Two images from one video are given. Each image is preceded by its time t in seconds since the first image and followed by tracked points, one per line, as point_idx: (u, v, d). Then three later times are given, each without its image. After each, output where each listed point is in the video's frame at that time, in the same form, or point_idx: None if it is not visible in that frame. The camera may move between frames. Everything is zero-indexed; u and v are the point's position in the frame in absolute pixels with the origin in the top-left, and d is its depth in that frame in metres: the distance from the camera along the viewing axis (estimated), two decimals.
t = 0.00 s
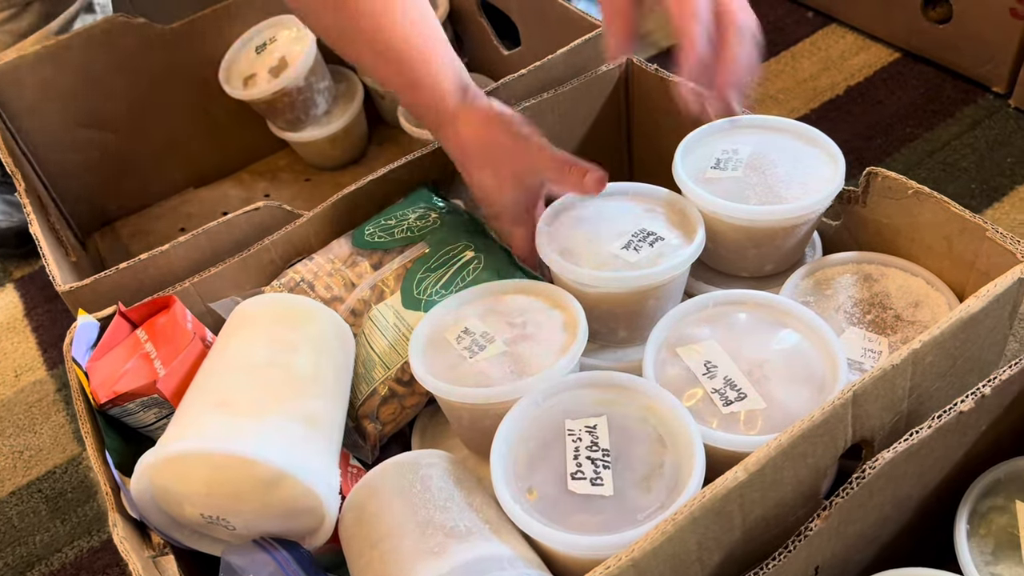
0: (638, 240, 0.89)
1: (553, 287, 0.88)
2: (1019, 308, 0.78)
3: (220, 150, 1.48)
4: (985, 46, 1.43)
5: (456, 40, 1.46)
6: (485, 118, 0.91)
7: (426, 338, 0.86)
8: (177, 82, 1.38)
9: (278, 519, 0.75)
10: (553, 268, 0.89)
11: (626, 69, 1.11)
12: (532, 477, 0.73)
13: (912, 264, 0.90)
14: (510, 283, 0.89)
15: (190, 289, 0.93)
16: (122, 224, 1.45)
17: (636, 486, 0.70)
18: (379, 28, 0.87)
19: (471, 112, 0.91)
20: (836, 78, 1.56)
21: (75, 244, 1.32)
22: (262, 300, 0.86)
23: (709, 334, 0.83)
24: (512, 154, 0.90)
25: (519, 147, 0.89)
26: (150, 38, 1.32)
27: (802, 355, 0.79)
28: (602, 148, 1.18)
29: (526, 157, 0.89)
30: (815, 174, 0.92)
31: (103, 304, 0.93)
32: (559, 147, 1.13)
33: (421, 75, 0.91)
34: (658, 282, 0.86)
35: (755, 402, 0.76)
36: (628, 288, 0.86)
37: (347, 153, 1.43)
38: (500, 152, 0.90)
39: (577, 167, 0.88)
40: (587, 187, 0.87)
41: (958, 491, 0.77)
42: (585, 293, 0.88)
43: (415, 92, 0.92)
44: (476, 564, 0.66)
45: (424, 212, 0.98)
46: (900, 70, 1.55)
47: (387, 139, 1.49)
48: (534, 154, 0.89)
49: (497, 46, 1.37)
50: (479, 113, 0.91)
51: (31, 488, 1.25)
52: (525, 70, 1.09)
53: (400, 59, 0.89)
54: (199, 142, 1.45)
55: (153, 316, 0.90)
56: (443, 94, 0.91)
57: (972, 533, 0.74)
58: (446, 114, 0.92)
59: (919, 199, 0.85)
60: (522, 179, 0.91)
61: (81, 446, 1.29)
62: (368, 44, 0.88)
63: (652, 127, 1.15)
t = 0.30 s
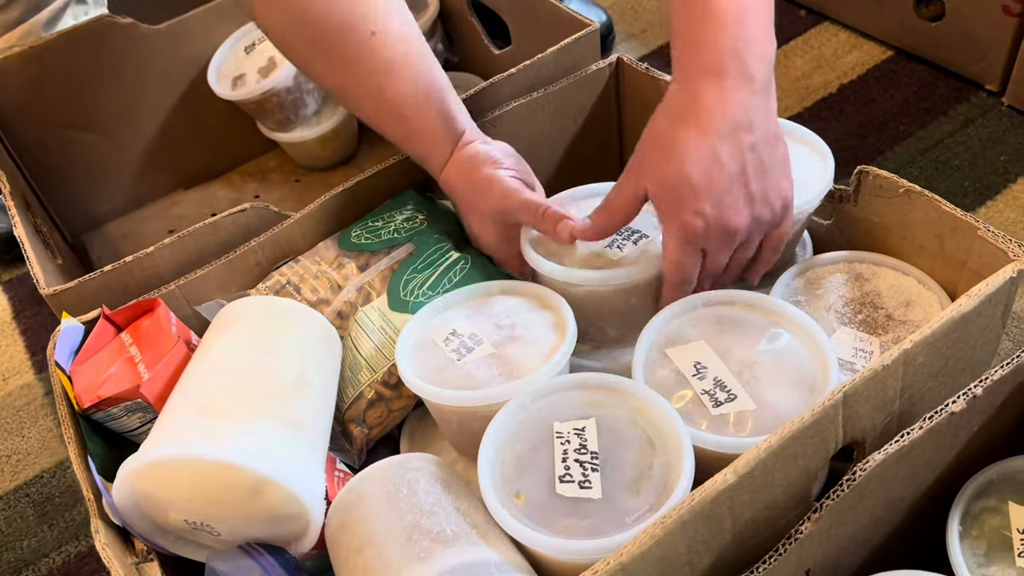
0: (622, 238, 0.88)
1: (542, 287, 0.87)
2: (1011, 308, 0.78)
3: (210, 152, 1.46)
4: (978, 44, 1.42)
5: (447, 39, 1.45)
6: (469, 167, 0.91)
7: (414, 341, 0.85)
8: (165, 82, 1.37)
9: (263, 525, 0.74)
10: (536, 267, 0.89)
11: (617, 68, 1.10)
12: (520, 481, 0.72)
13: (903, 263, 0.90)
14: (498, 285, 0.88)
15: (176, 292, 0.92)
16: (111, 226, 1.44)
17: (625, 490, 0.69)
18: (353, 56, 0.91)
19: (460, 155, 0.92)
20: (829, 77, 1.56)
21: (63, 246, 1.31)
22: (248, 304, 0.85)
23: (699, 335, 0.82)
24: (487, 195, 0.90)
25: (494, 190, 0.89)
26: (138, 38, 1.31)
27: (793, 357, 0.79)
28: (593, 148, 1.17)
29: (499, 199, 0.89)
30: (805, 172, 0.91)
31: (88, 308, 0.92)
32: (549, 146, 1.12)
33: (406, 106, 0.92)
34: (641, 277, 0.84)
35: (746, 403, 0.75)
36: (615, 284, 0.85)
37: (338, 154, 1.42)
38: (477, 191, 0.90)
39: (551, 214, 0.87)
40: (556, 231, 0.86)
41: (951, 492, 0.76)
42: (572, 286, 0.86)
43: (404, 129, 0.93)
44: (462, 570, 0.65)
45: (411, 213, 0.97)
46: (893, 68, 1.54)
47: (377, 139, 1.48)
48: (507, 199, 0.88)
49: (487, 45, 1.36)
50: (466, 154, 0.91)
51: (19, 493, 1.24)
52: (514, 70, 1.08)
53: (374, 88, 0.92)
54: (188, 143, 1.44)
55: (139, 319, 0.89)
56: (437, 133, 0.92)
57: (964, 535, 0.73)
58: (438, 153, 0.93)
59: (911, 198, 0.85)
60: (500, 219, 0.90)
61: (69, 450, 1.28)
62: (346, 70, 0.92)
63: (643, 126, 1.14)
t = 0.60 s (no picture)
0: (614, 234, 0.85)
1: (531, 289, 0.85)
2: (1006, 308, 0.77)
3: (198, 153, 1.45)
4: (971, 41, 1.41)
5: (436, 37, 1.44)
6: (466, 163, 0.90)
7: (402, 345, 0.83)
8: (152, 82, 1.35)
9: (246, 533, 0.73)
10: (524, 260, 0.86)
11: (607, 66, 1.09)
12: (508, 488, 0.70)
13: (898, 263, 0.89)
14: (486, 287, 0.87)
15: (160, 295, 0.91)
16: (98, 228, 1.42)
17: (615, 496, 0.68)
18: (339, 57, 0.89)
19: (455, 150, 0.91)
20: (822, 74, 1.55)
21: (49, 249, 1.30)
22: (233, 307, 0.84)
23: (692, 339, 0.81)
24: (485, 188, 0.88)
25: (492, 183, 0.88)
26: (124, 37, 1.30)
27: (787, 362, 0.78)
28: (584, 147, 1.16)
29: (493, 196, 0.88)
30: (797, 171, 0.90)
31: (70, 312, 0.91)
32: (539, 145, 1.11)
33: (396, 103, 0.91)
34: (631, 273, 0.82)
35: (736, 412, 0.74)
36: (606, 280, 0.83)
37: (328, 155, 1.40)
38: (475, 185, 0.89)
39: (551, 204, 0.84)
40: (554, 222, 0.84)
41: (945, 495, 0.75)
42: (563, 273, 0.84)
43: (396, 124, 0.92)
44: None
45: (398, 214, 0.96)
46: (887, 65, 1.53)
47: (367, 139, 1.47)
48: (506, 191, 0.87)
49: (477, 44, 1.35)
50: (461, 150, 0.90)
51: (4, 499, 1.23)
52: (503, 68, 1.06)
53: (363, 84, 0.90)
54: (176, 144, 1.42)
55: (121, 323, 0.88)
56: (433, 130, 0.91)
57: (959, 539, 0.72)
58: (432, 148, 0.92)
59: (903, 197, 0.84)
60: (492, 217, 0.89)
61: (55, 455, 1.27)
62: (333, 70, 0.90)
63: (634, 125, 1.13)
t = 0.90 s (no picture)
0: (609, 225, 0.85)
1: (520, 291, 0.83)
2: (1006, 309, 0.75)
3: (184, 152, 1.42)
4: (967, 36, 1.40)
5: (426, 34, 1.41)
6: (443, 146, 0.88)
7: (388, 349, 0.81)
8: (137, 81, 1.33)
9: (227, 545, 0.70)
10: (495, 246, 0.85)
11: (598, 63, 1.07)
12: (496, 498, 0.68)
13: (894, 263, 0.87)
14: (474, 289, 0.85)
15: (140, 300, 0.88)
16: (83, 230, 1.39)
17: (606, 506, 0.66)
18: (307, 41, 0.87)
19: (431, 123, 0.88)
20: (816, 70, 1.53)
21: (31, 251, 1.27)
22: (214, 311, 0.82)
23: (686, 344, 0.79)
24: (464, 167, 0.85)
25: (471, 161, 0.85)
26: (108, 35, 1.27)
27: (782, 367, 0.76)
28: (575, 145, 1.14)
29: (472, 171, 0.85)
30: (791, 167, 0.88)
31: (48, 317, 0.88)
32: (529, 142, 1.09)
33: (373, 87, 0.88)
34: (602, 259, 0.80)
35: (730, 418, 0.72)
36: (571, 271, 0.81)
37: (316, 155, 1.39)
38: (454, 163, 0.86)
39: (530, 185, 0.82)
40: (536, 203, 0.82)
41: (945, 501, 0.73)
42: (526, 267, 0.83)
43: (373, 103, 0.89)
44: None
45: (384, 214, 0.94)
46: (882, 61, 1.52)
47: (356, 138, 1.44)
48: (486, 170, 0.84)
49: (467, 40, 1.33)
50: (437, 123, 0.88)
51: None
52: (492, 65, 1.04)
53: (334, 66, 0.88)
54: (162, 144, 1.40)
55: (100, 328, 0.86)
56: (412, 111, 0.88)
57: (959, 547, 0.70)
58: (411, 123, 0.89)
59: (900, 195, 0.82)
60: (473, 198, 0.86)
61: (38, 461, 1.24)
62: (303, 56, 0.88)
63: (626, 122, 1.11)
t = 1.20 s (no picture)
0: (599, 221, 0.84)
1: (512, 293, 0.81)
2: (1008, 309, 0.73)
3: (172, 151, 1.40)
4: (965, 30, 1.38)
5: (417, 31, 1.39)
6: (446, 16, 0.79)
7: (377, 352, 0.79)
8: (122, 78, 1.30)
9: (210, 556, 0.68)
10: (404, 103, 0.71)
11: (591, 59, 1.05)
12: (487, 508, 0.66)
13: (893, 263, 0.85)
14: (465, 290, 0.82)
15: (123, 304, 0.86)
16: (69, 231, 1.37)
17: (600, 516, 0.64)
18: None
19: None
20: (812, 66, 1.51)
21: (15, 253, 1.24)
22: (198, 314, 0.79)
23: (682, 347, 0.78)
24: None
25: None
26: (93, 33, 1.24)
27: (780, 372, 0.74)
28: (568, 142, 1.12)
29: None
30: (785, 164, 0.86)
31: (29, 322, 0.86)
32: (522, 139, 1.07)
33: None
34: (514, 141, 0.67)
35: (727, 424, 0.70)
36: (463, 106, 0.65)
37: (305, 153, 1.37)
38: None
39: None
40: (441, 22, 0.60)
41: (947, 507, 0.71)
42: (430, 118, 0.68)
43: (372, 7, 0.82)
44: None
45: (375, 211, 0.91)
46: (879, 56, 1.50)
47: (346, 136, 1.42)
48: None
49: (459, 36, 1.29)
50: None
51: None
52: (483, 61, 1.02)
53: None
54: (150, 143, 1.37)
55: (82, 333, 0.83)
56: None
57: (962, 554, 0.68)
58: None
59: (899, 193, 0.80)
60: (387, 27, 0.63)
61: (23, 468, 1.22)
62: None
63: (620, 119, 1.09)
